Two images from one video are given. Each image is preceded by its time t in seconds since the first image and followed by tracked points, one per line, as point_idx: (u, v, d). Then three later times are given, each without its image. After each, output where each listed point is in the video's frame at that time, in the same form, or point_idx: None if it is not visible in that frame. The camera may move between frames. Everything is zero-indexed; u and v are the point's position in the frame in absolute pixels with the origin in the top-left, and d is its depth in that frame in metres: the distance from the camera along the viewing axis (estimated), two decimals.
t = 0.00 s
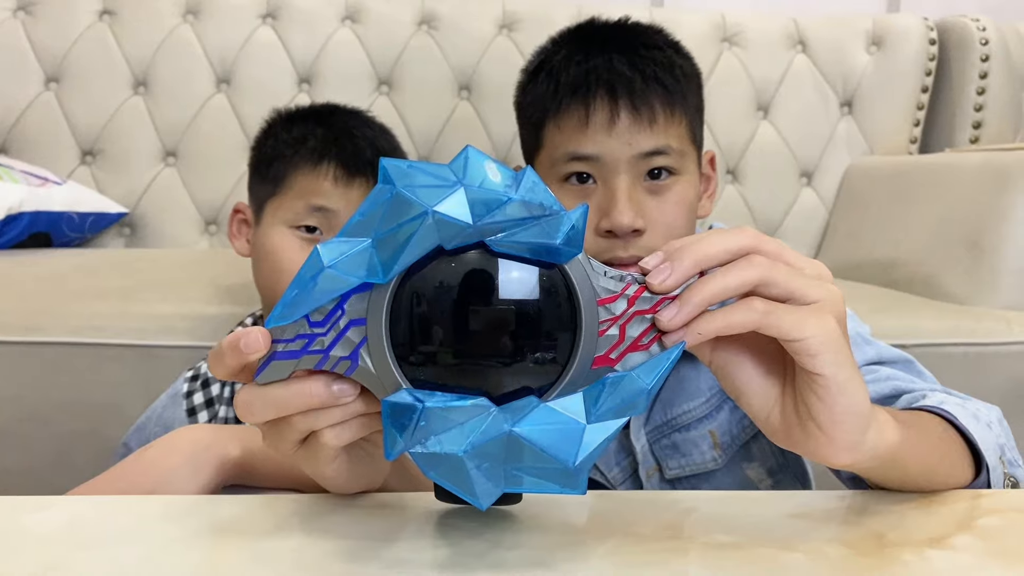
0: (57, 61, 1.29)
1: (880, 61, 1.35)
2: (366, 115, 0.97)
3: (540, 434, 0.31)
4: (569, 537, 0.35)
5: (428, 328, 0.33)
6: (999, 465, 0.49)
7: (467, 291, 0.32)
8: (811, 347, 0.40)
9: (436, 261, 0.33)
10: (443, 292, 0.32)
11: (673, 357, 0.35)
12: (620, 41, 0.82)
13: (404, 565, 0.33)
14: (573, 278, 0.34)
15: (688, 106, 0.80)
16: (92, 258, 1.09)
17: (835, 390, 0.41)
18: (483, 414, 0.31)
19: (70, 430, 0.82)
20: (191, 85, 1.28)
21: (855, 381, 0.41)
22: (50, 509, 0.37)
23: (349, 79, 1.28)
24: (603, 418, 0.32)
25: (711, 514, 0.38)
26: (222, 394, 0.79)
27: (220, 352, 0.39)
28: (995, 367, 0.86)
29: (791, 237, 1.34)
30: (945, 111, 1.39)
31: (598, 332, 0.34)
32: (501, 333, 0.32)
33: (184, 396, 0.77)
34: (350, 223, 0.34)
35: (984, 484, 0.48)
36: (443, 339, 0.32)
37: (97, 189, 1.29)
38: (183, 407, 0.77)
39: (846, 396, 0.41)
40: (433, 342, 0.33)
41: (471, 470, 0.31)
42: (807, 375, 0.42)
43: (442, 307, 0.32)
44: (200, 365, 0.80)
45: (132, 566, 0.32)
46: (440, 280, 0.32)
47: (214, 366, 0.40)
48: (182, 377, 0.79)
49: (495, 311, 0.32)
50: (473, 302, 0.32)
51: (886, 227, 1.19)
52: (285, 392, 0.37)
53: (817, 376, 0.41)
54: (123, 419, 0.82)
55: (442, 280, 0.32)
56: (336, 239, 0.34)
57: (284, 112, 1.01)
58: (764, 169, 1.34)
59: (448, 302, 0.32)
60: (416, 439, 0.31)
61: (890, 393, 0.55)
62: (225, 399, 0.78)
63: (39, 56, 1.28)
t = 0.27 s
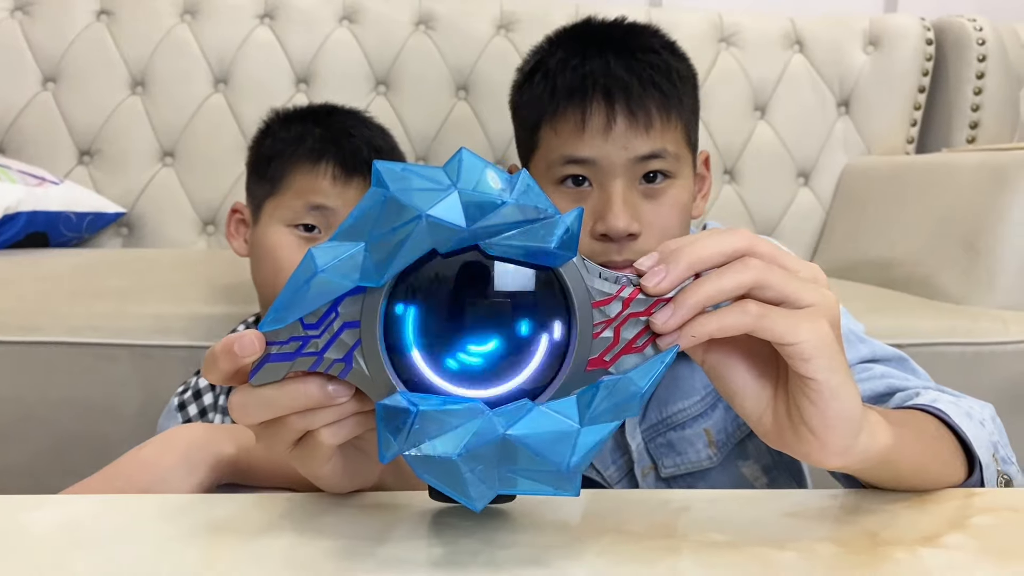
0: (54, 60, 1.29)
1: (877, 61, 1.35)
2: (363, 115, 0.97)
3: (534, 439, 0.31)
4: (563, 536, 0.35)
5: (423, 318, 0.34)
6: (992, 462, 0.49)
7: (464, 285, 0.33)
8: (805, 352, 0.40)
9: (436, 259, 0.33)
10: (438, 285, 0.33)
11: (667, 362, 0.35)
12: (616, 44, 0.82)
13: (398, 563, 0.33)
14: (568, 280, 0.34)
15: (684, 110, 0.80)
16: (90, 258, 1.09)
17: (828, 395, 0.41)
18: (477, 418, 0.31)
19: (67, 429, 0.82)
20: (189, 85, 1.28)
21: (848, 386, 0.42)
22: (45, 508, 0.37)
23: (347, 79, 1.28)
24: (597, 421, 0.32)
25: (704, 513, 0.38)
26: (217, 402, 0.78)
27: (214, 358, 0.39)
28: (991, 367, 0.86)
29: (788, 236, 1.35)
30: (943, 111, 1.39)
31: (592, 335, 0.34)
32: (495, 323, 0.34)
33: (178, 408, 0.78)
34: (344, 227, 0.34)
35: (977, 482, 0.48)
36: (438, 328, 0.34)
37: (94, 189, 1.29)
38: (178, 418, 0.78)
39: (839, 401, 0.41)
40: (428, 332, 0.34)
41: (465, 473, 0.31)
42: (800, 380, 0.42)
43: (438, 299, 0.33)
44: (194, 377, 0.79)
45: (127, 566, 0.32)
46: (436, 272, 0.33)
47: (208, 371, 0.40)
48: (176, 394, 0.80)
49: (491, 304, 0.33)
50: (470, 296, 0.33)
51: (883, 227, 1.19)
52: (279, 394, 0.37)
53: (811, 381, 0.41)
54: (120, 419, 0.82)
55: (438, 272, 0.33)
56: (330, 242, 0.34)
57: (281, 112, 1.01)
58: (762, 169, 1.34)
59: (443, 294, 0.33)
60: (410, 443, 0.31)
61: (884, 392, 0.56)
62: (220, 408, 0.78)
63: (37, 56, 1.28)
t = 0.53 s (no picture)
0: (53, 61, 1.29)
1: (876, 61, 1.35)
2: (365, 115, 0.97)
3: (539, 443, 0.31)
4: (566, 537, 0.35)
5: (426, 319, 0.33)
6: (995, 463, 0.49)
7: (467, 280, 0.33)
8: (807, 356, 0.41)
9: (439, 264, 0.33)
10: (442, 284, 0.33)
11: (671, 366, 0.35)
12: (620, 46, 0.82)
13: (402, 565, 0.33)
14: (573, 285, 0.34)
15: (687, 111, 0.80)
16: (90, 259, 1.09)
17: (830, 398, 0.41)
18: (481, 422, 0.31)
19: (67, 430, 0.82)
20: (188, 85, 1.28)
21: (851, 390, 0.42)
22: (47, 510, 0.37)
23: (347, 80, 1.28)
24: (601, 426, 0.32)
25: (708, 514, 0.38)
26: (219, 403, 0.79)
27: (218, 361, 0.39)
28: (992, 367, 0.86)
29: (788, 236, 1.35)
30: (942, 111, 1.39)
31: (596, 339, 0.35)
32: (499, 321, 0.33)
33: (181, 410, 0.78)
34: (348, 231, 0.34)
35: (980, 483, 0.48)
36: (443, 330, 0.33)
37: (94, 189, 1.29)
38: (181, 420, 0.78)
39: (842, 403, 0.41)
40: (432, 335, 0.33)
41: (468, 477, 0.31)
42: (803, 383, 0.42)
43: (440, 296, 0.33)
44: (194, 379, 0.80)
45: (130, 568, 0.32)
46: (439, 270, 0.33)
47: (212, 373, 0.40)
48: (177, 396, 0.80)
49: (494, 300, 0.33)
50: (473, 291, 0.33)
51: (882, 227, 1.19)
52: (283, 396, 0.37)
53: (813, 384, 0.41)
54: (120, 420, 0.82)
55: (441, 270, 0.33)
56: (334, 246, 0.34)
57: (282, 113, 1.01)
58: (761, 169, 1.34)
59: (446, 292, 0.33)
60: (415, 446, 0.31)
61: (886, 392, 0.56)
62: (222, 409, 0.79)
63: (36, 57, 1.28)
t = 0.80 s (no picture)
0: (53, 61, 1.28)
1: (876, 60, 1.35)
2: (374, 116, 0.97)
3: (543, 446, 0.31)
4: (570, 538, 0.35)
5: (430, 319, 0.33)
6: (998, 462, 0.49)
7: (470, 282, 0.33)
8: (811, 357, 0.41)
9: (442, 265, 0.33)
10: (444, 284, 0.33)
11: (675, 369, 0.35)
12: (620, 47, 0.82)
13: (406, 566, 0.33)
14: (577, 286, 0.34)
15: (687, 112, 0.80)
16: (90, 259, 1.09)
17: (834, 399, 0.41)
18: (485, 425, 0.31)
19: (66, 431, 0.82)
20: (188, 85, 1.28)
21: (854, 391, 0.42)
22: (50, 511, 0.37)
23: (347, 80, 1.28)
24: (604, 429, 0.32)
25: (711, 514, 0.38)
26: (220, 400, 0.79)
27: (221, 362, 0.38)
28: (993, 366, 0.86)
29: (788, 236, 1.35)
30: (942, 110, 1.39)
31: (601, 342, 0.35)
32: (501, 323, 0.33)
33: (184, 406, 0.77)
34: (352, 234, 0.34)
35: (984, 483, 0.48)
36: (446, 330, 0.33)
37: (93, 190, 1.29)
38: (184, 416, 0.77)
39: (845, 405, 0.41)
40: (435, 335, 0.33)
41: (472, 480, 0.31)
42: (806, 384, 0.42)
43: (444, 297, 0.33)
44: (194, 377, 0.80)
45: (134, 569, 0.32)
46: (442, 271, 0.33)
47: (215, 374, 0.40)
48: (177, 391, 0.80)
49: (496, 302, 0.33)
50: (475, 292, 0.33)
51: (882, 227, 1.19)
52: (286, 398, 0.37)
53: (817, 386, 0.41)
54: (121, 420, 0.82)
55: (445, 270, 0.33)
56: (338, 248, 0.34)
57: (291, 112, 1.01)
58: (761, 168, 1.34)
59: (450, 293, 0.33)
60: (418, 449, 0.31)
61: (888, 392, 0.56)
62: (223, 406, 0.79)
63: (35, 57, 1.28)
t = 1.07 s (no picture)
0: (51, 61, 1.28)
1: (874, 58, 1.35)
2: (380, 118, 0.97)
3: (536, 443, 0.31)
4: (565, 536, 0.35)
5: (429, 320, 0.33)
6: (993, 459, 0.49)
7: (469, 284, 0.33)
8: (806, 356, 0.41)
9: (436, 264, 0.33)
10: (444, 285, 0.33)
11: (668, 368, 0.35)
12: (614, 46, 0.82)
13: (400, 565, 0.33)
14: (572, 285, 0.34)
15: (681, 112, 0.80)
16: (88, 258, 1.08)
17: (828, 397, 0.41)
18: (478, 422, 0.31)
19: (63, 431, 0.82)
20: (186, 85, 1.28)
21: (849, 389, 0.42)
22: (46, 510, 0.37)
23: (345, 79, 1.28)
24: (597, 427, 0.32)
25: (706, 512, 0.38)
26: (216, 398, 0.79)
27: (216, 355, 0.38)
28: (990, 364, 0.86)
29: (786, 234, 1.35)
30: (940, 108, 1.39)
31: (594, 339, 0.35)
32: (500, 327, 0.34)
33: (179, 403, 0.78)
34: (347, 228, 0.34)
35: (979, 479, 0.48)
36: (444, 331, 0.33)
37: (91, 189, 1.29)
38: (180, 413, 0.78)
39: (840, 403, 0.41)
40: (434, 335, 0.33)
41: (464, 477, 0.31)
42: (800, 383, 0.42)
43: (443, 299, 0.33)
44: (191, 374, 0.80)
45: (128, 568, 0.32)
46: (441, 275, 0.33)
47: (209, 368, 0.40)
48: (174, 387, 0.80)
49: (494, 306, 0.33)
50: (474, 296, 0.33)
51: (880, 225, 1.19)
52: (281, 394, 0.37)
53: (812, 385, 0.41)
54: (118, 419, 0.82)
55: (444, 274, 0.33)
56: (332, 244, 0.34)
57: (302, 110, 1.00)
58: (759, 167, 1.34)
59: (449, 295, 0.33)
60: (410, 446, 0.31)
61: (884, 389, 0.56)
62: (219, 404, 0.79)
63: (33, 56, 1.28)
